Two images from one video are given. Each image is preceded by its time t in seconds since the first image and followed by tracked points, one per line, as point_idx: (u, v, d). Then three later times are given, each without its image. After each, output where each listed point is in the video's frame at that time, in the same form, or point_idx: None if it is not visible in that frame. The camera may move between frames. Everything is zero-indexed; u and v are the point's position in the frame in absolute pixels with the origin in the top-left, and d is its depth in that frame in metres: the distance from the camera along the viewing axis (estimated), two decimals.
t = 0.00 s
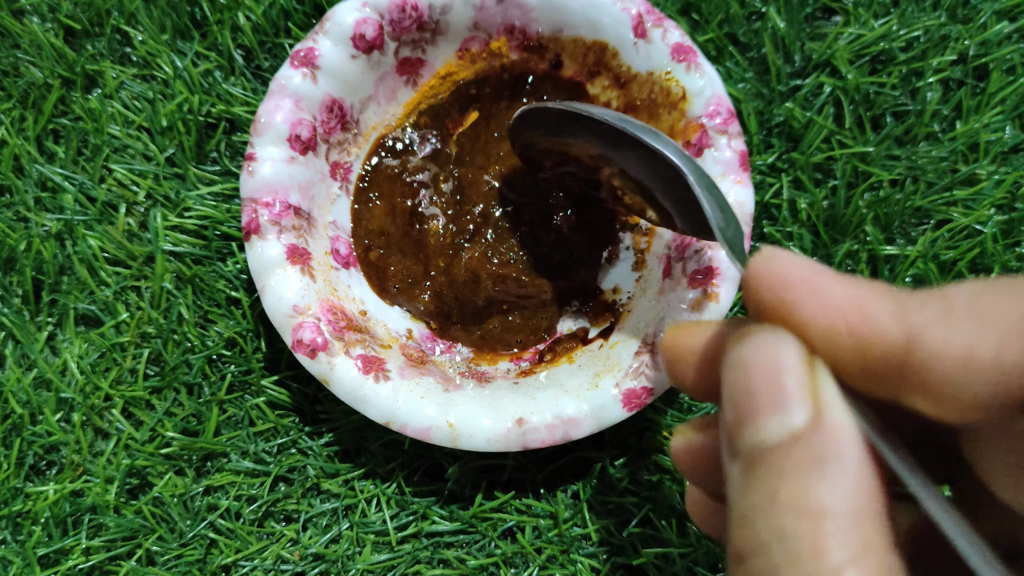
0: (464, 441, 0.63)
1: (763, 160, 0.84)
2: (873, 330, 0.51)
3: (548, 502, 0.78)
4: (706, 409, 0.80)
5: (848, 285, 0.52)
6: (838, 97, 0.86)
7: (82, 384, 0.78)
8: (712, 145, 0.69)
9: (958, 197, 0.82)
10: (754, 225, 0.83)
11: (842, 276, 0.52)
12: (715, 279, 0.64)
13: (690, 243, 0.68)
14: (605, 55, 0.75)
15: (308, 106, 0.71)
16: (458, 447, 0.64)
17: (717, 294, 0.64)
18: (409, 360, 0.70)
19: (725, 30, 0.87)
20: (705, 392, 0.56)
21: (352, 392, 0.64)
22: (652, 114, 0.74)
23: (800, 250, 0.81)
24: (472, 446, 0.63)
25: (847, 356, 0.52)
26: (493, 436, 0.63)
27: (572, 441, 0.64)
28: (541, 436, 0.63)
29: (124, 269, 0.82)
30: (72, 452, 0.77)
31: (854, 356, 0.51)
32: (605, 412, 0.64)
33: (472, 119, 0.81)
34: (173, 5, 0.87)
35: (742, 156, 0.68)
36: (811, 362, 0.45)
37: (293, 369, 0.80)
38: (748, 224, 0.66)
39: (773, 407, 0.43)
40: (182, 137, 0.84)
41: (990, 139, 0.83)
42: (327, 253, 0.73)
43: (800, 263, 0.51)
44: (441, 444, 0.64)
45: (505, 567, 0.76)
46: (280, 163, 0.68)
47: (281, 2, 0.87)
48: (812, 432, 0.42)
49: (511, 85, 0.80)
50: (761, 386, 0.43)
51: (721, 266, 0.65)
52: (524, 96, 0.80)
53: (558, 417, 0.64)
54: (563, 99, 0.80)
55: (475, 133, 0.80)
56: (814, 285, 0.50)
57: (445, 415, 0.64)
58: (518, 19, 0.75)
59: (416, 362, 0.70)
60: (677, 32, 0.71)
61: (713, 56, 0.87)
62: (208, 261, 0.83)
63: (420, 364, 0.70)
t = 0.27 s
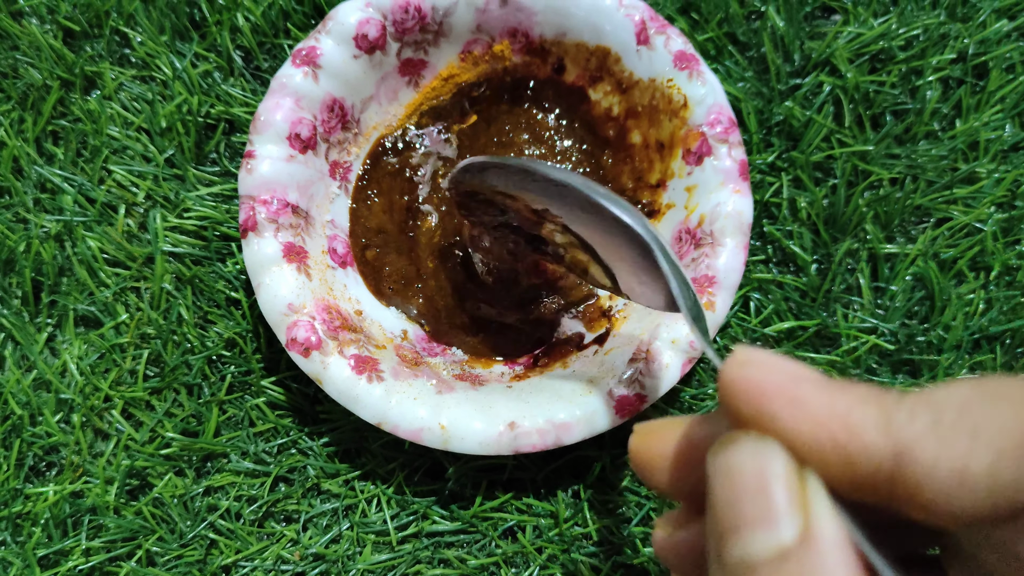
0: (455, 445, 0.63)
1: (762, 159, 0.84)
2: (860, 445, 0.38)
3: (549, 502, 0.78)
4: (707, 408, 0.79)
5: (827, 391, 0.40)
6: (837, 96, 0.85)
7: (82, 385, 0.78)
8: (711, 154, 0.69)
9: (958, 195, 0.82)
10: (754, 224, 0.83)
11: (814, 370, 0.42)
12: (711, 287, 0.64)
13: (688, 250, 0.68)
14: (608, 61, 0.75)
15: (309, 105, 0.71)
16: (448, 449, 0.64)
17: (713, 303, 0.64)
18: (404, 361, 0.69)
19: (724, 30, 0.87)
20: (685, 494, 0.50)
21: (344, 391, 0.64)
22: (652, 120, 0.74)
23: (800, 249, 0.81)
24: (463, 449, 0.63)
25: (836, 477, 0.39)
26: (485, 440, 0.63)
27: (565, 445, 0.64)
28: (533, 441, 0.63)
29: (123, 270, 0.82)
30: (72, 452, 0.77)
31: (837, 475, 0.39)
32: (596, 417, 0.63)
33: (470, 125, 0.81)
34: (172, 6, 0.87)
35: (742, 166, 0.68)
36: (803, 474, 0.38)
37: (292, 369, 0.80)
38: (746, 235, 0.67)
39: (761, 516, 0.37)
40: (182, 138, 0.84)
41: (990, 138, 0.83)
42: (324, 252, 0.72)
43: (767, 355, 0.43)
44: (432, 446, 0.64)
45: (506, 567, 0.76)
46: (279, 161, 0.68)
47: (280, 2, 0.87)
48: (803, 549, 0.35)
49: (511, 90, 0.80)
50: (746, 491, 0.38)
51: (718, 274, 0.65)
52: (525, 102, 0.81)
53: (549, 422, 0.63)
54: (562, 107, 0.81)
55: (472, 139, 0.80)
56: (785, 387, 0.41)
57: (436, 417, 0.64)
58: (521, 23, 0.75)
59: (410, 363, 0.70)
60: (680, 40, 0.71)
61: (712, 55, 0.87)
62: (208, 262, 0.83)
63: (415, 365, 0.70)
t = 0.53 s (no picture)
0: (459, 437, 0.63)
1: (762, 153, 0.84)
2: (874, 399, 0.47)
3: (549, 497, 0.78)
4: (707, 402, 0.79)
5: (845, 352, 0.48)
6: (837, 91, 0.85)
7: (82, 381, 0.78)
8: (713, 145, 0.69)
9: (958, 189, 0.82)
10: (754, 219, 0.83)
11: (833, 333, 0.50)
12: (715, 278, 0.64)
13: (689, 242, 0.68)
14: (608, 54, 0.75)
15: (310, 99, 0.71)
16: (453, 442, 0.63)
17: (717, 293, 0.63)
18: (406, 355, 0.69)
19: (724, 25, 0.86)
20: (698, 456, 0.56)
21: (347, 385, 0.64)
22: (653, 113, 0.75)
23: (801, 243, 0.81)
24: (467, 442, 0.63)
25: (844, 421, 0.48)
26: (489, 431, 0.63)
27: (569, 437, 0.64)
28: (536, 432, 0.63)
29: (123, 266, 0.82)
30: (72, 448, 0.77)
31: (851, 423, 0.48)
32: (602, 409, 0.63)
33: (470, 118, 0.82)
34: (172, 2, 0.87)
35: (743, 156, 0.68)
36: (812, 429, 0.43)
37: (292, 365, 0.80)
38: (748, 225, 0.66)
39: (775, 473, 0.41)
40: (181, 134, 0.84)
41: (990, 132, 0.83)
42: (326, 246, 0.72)
43: (788, 320, 0.49)
44: (437, 439, 0.64)
45: (506, 562, 0.76)
46: (280, 155, 0.68)
47: None
48: (814, 501, 0.40)
49: (512, 84, 0.81)
50: (760, 449, 0.42)
51: (721, 265, 0.64)
52: (525, 95, 0.82)
53: (554, 413, 0.63)
54: (563, 100, 0.82)
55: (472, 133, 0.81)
56: (802, 346, 0.47)
57: (440, 410, 0.64)
58: (521, 17, 0.75)
59: (413, 357, 0.70)
60: (680, 32, 0.71)
61: (712, 50, 0.87)
62: (207, 258, 0.83)
63: (417, 359, 0.70)
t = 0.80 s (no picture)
0: (460, 437, 0.62)
1: (764, 152, 0.84)
2: (823, 417, 0.47)
3: (550, 496, 0.77)
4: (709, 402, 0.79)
5: (788, 375, 0.48)
6: (840, 89, 0.85)
7: (80, 380, 0.78)
8: (715, 143, 0.68)
9: (962, 187, 0.81)
10: (756, 217, 0.83)
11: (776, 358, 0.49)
12: (715, 277, 0.64)
13: (691, 241, 0.68)
14: (609, 51, 0.75)
15: (310, 98, 0.70)
16: (454, 442, 0.63)
17: (717, 292, 0.64)
18: (407, 354, 0.69)
19: (725, 22, 0.86)
20: (647, 484, 0.55)
21: (348, 385, 0.63)
22: (655, 111, 0.74)
23: (803, 241, 0.81)
24: (468, 441, 0.62)
25: (794, 445, 0.48)
26: (491, 431, 0.62)
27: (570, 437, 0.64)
28: (538, 432, 0.63)
29: (122, 265, 0.81)
30: (70, 448, 0.77)
31: (801, 448, 0.48)
32: (603, 408, 0.63)
33: (469, 117, 0.80)
34: None
35: (745, 154, 0.68)
36: (764, 456, 0.42)
37: (292, 364, 0.80)
38: (750, 225, 0.66)
39: (728, 500, 0.40)
40: (181, 132, 0.84)
41: (993, 130, 0.83)
42: (325, 245, 0.72)
43: (728, 345, 0.48)
44: (437, 439, 0.63)
45: (507, 562, 0.76)
46: (280, 154, 0.68)
47: None
48: (770, 527, 0.39)
49: (512, 82, 0.80)
50: (711, 479, 0.41)
51: (721, 264, 0.65)
52: (525, 93, 0.80)
53: (555, 412, 0.63)
54: (563, 99, 0.80)
55: (472, 133, 0.79)
56: (748, 371, 0.47)
57: (441, 409, 0.63)
58: (522, 14, 0.75)
59: (413, 356, 0.69)
60: (682, 29, 0.70)
61: (714, 48, 0.86)
62: (207, 257, 0.82)
63: (418, 359, 0.69)
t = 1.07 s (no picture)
0: (468, 444, 0.63)
1: (765, 160, 0.84)
2: (869, 375, 0.47)
3: (553, 503, 0.78)
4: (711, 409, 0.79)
5: (837, 333, 0.48)
6: (840, 97, 0.85)
7: (85, 387, 0.78)
8: (717, 149, 0.69)
9: (961, 195, 0.82)
10: (757, 224, 0.83)
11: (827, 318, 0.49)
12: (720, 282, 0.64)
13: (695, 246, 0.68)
14: (611, 59, 0.75)
15: (314, 107, 0.71)
16: (461, 449, 0.63)
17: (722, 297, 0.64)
18: (413, 361, 0.70)
19: (726, 31, 0.87)
20: (704, 429, 0.55)
21: (355, 393, 0.64)
22: (657, 117, 0.75)
23: (804, 249, 0.81)
24: (476, 448, 0.63)
25: (843, 401, 0.47)
26: (498, 437, 0.63)
27: (577, 443, 0.64)
28: (545, 438, 0.63)
29: (126, 272, 0.82)
30: (76, 455, 0.77)
31: (849, 403, 0.47)
32: (610, 414, 0.63)
33: (472, 118, 0.81)
34: (175, 8, 0.87)
35: (747, 160, 0.68)
36: (812, 402, 0.43)
37: (296, 370, 0.80)
38: (753, 229, 0.66)
39: (778, 442, 0.41)
40: (185, 140, 0.84)
41: (992, 138, 0.83)
42: (332, 253, 0.72)
43: (782, 305, 0.48)
44: (444, 446, 0.64)
45: (511, 568, 0.76)
46: (285, 163, 0.68)
47: (283, 4, 0.87)
48: (820, 466, 0.39)
49: (514, 88, 0.81)
50: (764, 425, 0.41)
51: (726, 269, 0.65)
52: (528, 97, 0.81)
53: (562, 418, 0.63)
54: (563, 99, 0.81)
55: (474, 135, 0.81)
56: (797, 330, 0.47)
57: (448, 416, 0.64)
58: (523, 23, 0.75)
59: (420, 363, 0.70)
60: (683, 36, 0.70)
61: (715, 56, 0.87)
62: (211, 264, 0.83)
63: (425, 366, 0.70)
